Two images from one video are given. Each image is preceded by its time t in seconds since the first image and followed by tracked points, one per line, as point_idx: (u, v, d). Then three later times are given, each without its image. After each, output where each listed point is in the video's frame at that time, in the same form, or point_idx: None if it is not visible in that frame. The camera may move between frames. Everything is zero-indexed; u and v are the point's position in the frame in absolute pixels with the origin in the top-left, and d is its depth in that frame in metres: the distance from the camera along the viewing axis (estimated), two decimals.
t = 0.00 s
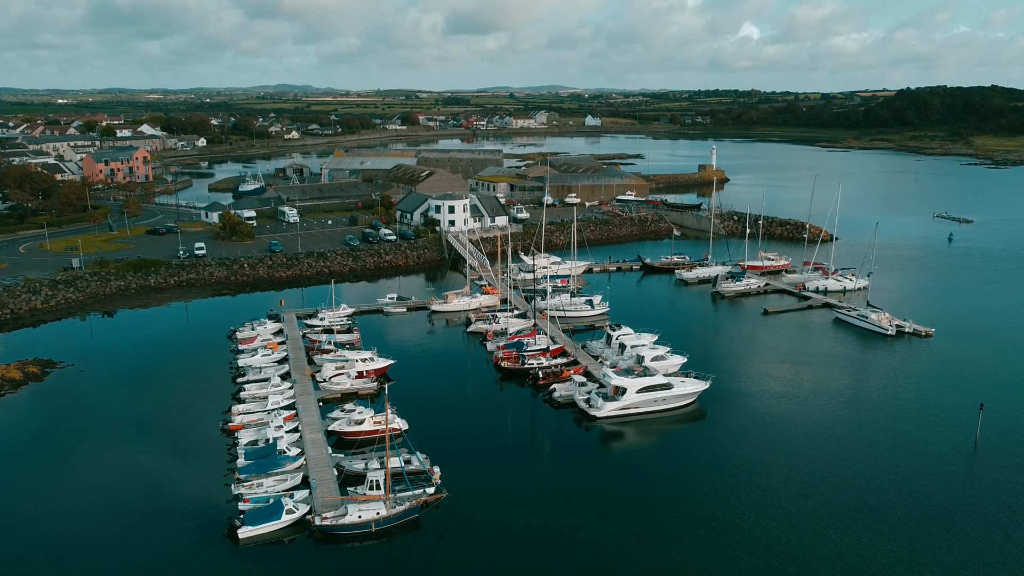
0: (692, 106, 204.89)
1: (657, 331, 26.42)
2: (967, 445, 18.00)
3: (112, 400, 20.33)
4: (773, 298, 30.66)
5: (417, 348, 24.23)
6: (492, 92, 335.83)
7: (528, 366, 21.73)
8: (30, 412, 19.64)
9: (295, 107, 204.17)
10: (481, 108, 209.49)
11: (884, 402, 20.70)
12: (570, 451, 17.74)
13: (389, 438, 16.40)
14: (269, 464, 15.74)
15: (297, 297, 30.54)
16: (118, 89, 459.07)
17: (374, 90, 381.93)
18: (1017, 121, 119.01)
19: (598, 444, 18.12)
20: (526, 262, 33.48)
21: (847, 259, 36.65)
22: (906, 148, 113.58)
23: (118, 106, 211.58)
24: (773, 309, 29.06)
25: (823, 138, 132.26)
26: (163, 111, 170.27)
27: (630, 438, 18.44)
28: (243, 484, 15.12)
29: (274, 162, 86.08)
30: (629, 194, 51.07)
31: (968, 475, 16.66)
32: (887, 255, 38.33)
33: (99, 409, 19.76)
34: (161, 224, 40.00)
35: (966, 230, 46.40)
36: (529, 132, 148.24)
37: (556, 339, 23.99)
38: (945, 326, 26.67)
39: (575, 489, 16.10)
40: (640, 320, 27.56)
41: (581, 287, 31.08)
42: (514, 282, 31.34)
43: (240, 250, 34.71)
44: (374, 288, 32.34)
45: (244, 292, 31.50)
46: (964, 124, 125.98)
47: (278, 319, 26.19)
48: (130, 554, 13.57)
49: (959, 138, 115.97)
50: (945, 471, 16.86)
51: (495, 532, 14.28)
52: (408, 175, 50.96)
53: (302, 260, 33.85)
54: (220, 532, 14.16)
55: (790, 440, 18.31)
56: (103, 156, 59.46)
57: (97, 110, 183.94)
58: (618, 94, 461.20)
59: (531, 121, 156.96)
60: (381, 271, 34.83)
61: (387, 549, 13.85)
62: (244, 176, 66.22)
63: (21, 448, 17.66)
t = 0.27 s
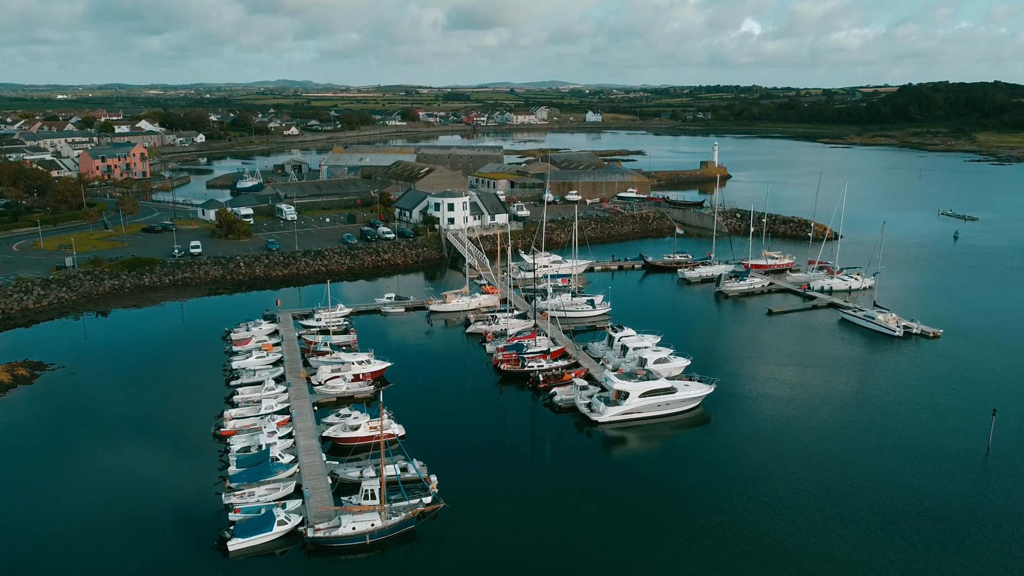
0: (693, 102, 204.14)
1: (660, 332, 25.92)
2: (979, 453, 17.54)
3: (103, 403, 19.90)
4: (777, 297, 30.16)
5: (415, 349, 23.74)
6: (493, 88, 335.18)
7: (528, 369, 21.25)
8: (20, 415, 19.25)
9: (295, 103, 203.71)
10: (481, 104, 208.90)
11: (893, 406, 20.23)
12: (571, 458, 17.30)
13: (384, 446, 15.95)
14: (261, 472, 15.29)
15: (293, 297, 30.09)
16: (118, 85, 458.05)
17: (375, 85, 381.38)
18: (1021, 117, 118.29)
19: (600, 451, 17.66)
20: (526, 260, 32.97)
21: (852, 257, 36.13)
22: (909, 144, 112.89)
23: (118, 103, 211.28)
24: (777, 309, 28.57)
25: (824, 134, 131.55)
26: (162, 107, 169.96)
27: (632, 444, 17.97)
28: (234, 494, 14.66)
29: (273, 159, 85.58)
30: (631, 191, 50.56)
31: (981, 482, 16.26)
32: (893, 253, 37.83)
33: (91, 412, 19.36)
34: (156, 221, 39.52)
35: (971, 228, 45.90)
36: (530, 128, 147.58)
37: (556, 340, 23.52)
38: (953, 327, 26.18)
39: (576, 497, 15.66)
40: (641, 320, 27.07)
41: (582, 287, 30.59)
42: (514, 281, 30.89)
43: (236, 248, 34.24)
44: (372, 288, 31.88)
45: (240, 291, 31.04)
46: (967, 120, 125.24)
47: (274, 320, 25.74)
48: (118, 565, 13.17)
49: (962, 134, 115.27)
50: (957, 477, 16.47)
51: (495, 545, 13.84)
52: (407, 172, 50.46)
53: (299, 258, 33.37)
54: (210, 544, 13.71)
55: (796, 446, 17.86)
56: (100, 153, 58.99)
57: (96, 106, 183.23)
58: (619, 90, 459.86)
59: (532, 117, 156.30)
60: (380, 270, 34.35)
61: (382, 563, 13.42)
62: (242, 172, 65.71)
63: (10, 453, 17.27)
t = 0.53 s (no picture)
0: (694, 98, 203.19)
1: (662, 333, 25.43)
2: (993, 460, 17.07)
3: (91, 408, 19.40)
4: (782, 298, 29.66)
5: (413, 351, 23.25)
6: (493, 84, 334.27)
7: (528, 373, 20.77)
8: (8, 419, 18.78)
9: (294, 98, 202.93)
10: (481, 100, 208.05)
11: (902, 411, 19.75)
12: (573, 465, 16.83)
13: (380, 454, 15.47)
14: (253, 481, 14.80)
15: (289, 297, 29.59)
16: (118, 81, 457.05)
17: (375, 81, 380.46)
18: None
19: (603, 457, 17.19)
20: (526, 260, 32.46)
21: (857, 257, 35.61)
22: (912, 141, 112.18)
23: (117, 98, 210.60)
24: (782, 310, 28.07)
25: (827, 130, 130.73)
26: (162, 103, 169.25)
27: (635, 451, 17.49)
28: (224, 504, 14.19)
29: (272, 155, 84.96)
30: (632, 188, 50.01)
31: (995, 490, 15.81)
32: (898, 252, 37.30)
33: (81, 417, 18.90)
34: (152, 219, 39.02)
35: (977, 226, 45.32)
36: (530, 124, 146.89)
37: (557, 342, 23.02)
38: (962, 329, 25.68)
39: (578, 506, 15.18)
40: (644, 321, 26.58)
41: (583, 287, 30.09)
42: (514, 281, 30.38)
43: (232, 247, 33.72)
44: (370, 287, 31.36)
45: (236, 290, 30.55)
46: (970, 116, 124.45)
47: (269, 321, 25.24)
48: None
49: (965, 130, 114.52)
50: (970, 485, 16.02)
51: (495, 558, 13.37)
52: (406, 169, 49.90)
53: (295, 257, 32.87)
54: (199, 557, 13.25)
55: (805, 454, 17.37)
56: (96, 149, 58.42)
57: (95, 102, 182.34)
58: (620, 85, 458.47)
59: (532, 113, 155.50)
60: (378, 269, 33.85)
61: None
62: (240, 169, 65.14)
63: None
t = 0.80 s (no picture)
0: (696, 94, 202.31)
1: (666, 334, 24.93)
2: (1006, 467, 16.63)
3: (82, 414, 18.99)
4: (786, 298, 29.16)
5: (410, 354, 22.77)
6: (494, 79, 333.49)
7: (528, 376, 20.28)
8: None
9: (294, 94, 202.32)
10: (482, 96, 207.31)
11: (911, 416, 19.28)
12: (574, 472, 16.35)
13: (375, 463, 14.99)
14: (244, 491, 14.32)
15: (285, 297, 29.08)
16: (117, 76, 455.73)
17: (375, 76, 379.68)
18: None
19: (605, 465, 16.72)
20: (527, 259, 31.95)
21: (863, 255, 35.07)
22: (914, 137, 111.50)
23: (117, 94, 210.09)
24: (787, 310, 27.56)
25: (829, 127, 129.98)
26: (161, 99, 168.70)
27: (638, 458, 17.01)
28: (214, 515, 13.73)
29: (271, 151, 84.42)
30: (634, 185, 49.47)
31: (1010, 500, 15.36)
32: (904, 251, 36.75)
33: (71, 423, 18.47)
34: (147, 217, 38.52)
35: (983, 224, 44.75)
36: (531, 120, 146.25)
37: (558, 345, 22.51)
38: (972, 331, 25.18)
39: (580, 515, 14.69)
40: (646, 322, 26.08)
41: (584, 286, 29.60)
42: (514, 280, 29.87)
43: (227, 246, 33.21)
44: (368, 287, 30.86)
45: (231, 290, 30.07)
46: (973, 112, 123.69)
47: (264, 322, 24.75)
48: None
49: (968, 127, 113.79)
50: (985, 494, 15.57)
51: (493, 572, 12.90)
52: (405, 166, 49.36)
53: (292, 256, 32.38)
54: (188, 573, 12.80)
55: (811, 461, 16.89)
56: (93, 145, 57.92)
57: (94, 98, 181.46)
58: (621, 81, 456.56)
59: (533, 109, 154.81)
60: (376, 268, 33.37)
61: None
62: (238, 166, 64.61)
63: None
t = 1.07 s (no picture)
0: (697, 90, 201.58)
1: (669, 337, 24.41)
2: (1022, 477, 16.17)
3: (72, 418, 18.51)
4: (791, 299, 28.63)
5: (408, 357, 22.25)
6: (494, 76, 333.10)
7: (528, 381, 19.79)
8: None
9: (294, 91, 201.72)
10: (483, 93, 206.57)
11: (922, 422, 18.80)
12: (576, 482, 15.86)
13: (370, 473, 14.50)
14: (234, 503, 13.82)
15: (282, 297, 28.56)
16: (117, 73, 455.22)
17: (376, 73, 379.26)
18: None
19: (608, 474, 16.22)
20: (527, 258, 31.43)
21: (868, 255, 34.53)
22: (917, 134, 110.85)
23: (117, 91, 209.71)
24: (792, 312, 27.03)
25: (830, 123, 129.29)
26: (160, 95, 168.27)
27: (642, 467, 16.52)
28: (203, 529, 13.24)
29: (270, 148, 83.86)
30: (635, 183, 48.93)
31: None
32: (911, 250, 36.20)
33: (59, 428, 17.99)
34: (142, 216, 37.99)
35: (989, 223, 44.20)
36: (531, 116, 145.62)
37: (559, 349, 22.02)
38: (982, 333, 24.65)
39: (582, 528, 14.20)
40: (649, 323, 25.56)
41: (585, 287, 29.08)
42: (514, 281, 29.38)
43: (223, 245, 32.71)
44: (365, 287, 30.35)
45: (227, 290, 29.56)
46: (976, 109, 122.96)
47: (259, 324, 24.25)
48: None
49: (971, 123, 113.12)
50: (1001, 506, 15.10)
51: None
52: (404, 164, 48.83)
53: (289, 256, 31.85)
54: None
55: (822, 470, 16.41)
56: (89, 143, 57.41)
57: (93, 95, 180.77)
58: (622, 77, 455.56)
59: (533, 105, 154.16)
60: (374, 268, 32.86)
61: None
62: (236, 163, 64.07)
63: None
